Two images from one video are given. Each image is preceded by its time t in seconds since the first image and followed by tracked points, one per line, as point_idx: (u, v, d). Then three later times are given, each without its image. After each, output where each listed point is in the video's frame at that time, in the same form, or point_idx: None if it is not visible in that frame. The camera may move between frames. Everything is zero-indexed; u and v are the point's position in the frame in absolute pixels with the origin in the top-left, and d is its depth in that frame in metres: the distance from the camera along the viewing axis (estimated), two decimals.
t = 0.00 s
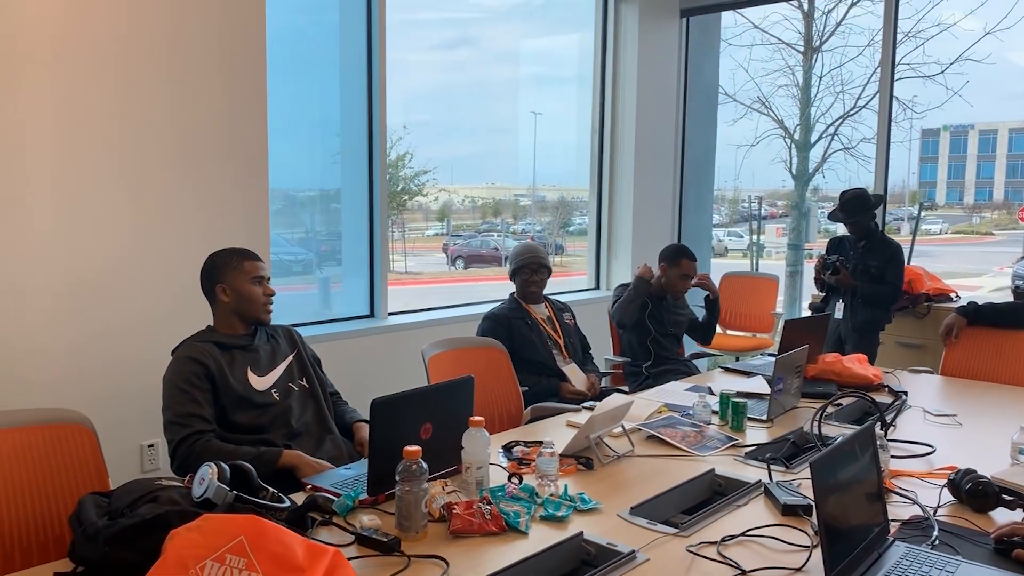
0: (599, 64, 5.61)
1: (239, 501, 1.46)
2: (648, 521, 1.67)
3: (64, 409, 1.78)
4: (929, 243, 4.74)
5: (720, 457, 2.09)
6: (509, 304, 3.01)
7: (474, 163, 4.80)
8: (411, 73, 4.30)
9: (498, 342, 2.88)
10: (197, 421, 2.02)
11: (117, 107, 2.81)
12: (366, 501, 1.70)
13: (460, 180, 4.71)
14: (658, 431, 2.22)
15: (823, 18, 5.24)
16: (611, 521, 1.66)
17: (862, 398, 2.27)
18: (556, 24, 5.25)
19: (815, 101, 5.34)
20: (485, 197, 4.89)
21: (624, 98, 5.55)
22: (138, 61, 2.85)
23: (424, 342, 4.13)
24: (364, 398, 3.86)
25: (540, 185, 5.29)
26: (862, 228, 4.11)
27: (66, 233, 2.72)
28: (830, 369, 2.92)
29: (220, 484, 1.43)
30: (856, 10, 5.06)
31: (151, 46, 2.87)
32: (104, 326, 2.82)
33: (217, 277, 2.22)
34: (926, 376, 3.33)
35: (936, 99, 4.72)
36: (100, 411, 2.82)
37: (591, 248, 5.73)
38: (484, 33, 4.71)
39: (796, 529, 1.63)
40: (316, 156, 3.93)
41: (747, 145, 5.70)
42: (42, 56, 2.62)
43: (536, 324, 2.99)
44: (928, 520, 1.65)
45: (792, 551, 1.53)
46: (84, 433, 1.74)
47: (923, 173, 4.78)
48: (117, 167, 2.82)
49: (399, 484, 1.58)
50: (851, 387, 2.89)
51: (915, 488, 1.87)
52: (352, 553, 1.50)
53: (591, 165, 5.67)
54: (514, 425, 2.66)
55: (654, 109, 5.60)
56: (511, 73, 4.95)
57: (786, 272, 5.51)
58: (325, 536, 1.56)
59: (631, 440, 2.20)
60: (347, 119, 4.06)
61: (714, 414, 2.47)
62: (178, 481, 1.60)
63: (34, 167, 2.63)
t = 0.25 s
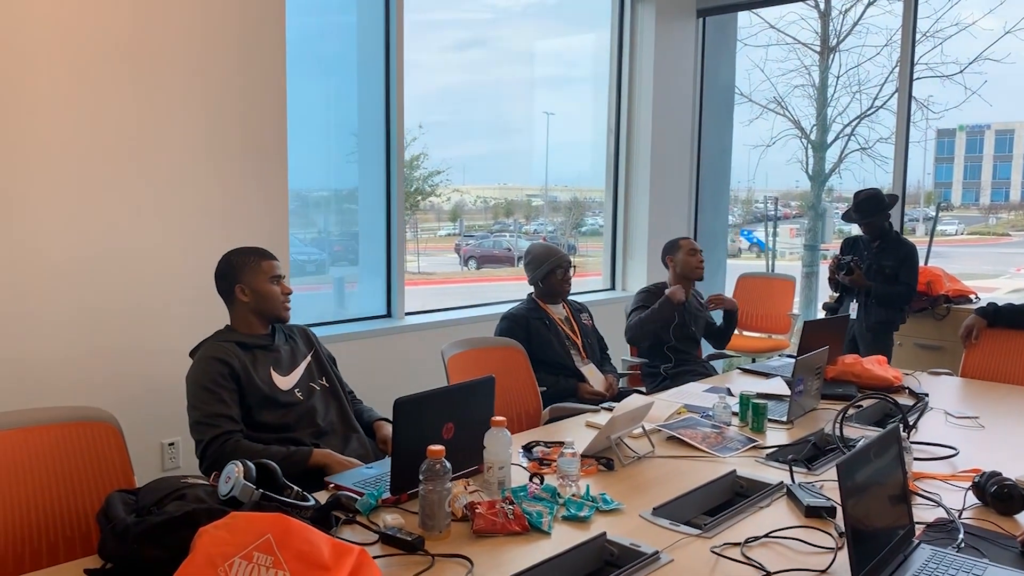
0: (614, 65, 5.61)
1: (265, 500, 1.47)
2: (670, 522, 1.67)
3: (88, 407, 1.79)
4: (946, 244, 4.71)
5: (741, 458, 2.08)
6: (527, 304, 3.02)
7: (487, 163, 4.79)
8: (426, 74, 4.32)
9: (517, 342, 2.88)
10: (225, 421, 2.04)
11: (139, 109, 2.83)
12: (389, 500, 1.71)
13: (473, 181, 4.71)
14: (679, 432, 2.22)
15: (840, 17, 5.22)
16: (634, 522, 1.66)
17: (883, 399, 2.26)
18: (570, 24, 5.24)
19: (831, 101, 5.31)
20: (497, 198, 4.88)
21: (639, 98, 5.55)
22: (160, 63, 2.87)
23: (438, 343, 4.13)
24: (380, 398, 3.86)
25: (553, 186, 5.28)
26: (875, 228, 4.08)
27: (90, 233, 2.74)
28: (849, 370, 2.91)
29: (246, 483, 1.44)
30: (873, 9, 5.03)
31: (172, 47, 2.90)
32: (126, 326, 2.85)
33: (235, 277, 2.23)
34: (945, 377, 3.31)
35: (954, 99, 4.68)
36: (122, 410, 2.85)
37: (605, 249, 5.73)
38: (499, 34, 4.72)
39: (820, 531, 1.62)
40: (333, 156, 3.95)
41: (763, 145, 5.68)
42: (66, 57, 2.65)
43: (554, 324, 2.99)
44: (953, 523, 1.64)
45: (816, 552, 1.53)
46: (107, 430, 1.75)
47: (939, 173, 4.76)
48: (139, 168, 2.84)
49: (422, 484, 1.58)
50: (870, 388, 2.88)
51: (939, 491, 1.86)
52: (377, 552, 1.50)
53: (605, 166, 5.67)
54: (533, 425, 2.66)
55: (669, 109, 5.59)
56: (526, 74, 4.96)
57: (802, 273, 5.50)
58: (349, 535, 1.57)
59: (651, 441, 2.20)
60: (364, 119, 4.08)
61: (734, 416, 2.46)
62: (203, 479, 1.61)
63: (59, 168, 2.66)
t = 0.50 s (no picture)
0: (624, 65, 5.61)
1: (284, 502, 1.48)
2: (687, 525, 1.67)
3: (103, 408, 1.79)
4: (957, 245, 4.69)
5: (756, 461, 2.08)
6: (539, 306, 3.02)
7: (494, 163, 4.77)
8: (436, 75, 4.32)
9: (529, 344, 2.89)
10: (243, 422, 2.04)
11: (154, 111, 2.84)
12: (406, 502, 1.71)
13: (482, 181, 4.70)
14: (693, 434, 2.22)
15: (851, 18, 5.20)
16: (650, 524, 1.66)
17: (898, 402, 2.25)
18: (580, 24, 5.24)
19: (842, 101, 5.30)
20: (503, 198, 4.85)
21: (650, 98, 5.54)
22: (175, 65, 2.88)
23: (447, 343, 4.11)
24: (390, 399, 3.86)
25: (560, 185, 5.24)
26: (884, 229, 4.07)
27: (105, 234, 2.75)
28: (862, 372, 2.90)
29: (265, 485, 1.44)
30: (884, 9, 5.01)
31: (187, 49, 2.91)
32: (141, 327, 2.86)
33: (251, 279, 2.23)
34: (958, 380, 3.29)
35: (966, 99, 4.66)
36: (137, 410, 2.86)
37: (615, 249, 5.72)
38: (509, 34, 4.72)
39: (837, 535, 1.62)
40: (342, 157, 3.95)
41: (773, 145, 5.67)
42: (82, 59, 2.66)
43: (566, 326, 2.99)
44: (971, 527, 1.64)
45: (834, 556, 1.53)
46: (122, 432, 1.76)
47: (947, 173, 4.75)
48: (154, 170, 2.86)
49: (439, 486, 1.59)
50: (883, 391, 2.87)
51: (956, 494, 1.85)
52: (395, 554, 1.51)
53: (615, 166, 5.66)
54: (545, 427, 2.66)
55: (680, 110, 5.58)
56: (535, 74, 4.95)
57: (812, 274, 5.48)
58: (367, 537, 1.57)
59: (666, 443, 2.20)
60: (375, 120, 4.09)
61: (747, 418, 2.46)
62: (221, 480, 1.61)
63: (75, 169, 2.67)
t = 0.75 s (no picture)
0: (633, 65, 5.60)
1: (303, 502, 1.48)
2: (704, 526, 1.67)
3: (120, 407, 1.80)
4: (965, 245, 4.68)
5: (771, 462, 2.08)
6: (551, 306, 3.02)
7: (500, 163, 4.76)
8: (444, 75, 4.33)
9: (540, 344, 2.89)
10: (254, 421, 2.05)
11: (166, 112, 2.85)
12: (422, 503, 1.72)
13: (488, 180, 4.69)
14: (707, 435, 2.22)
15: (860, 17, 5.19)
16: (667, 525, 1.66)
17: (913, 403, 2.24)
18: (587, 24, 5.23)
19: (850, 101, 5.28)
20: (507, 197, 4.83)
21: (658, 98, 5.54)
22: (187, 66, 2.89)
23: (454, 343, 4.11)
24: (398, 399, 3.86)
25: (564, 185, 5.23)
26: (894, 232, 4.05)
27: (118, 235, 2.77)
28: (874, 372, 2.90)
29: (284, 486, 1.45)
30: (893, 9, 5.00)
31: (200, 51, 2.92)
32: (153, 327, 2.87)
33: (268, 279, 2.24)
34: (970, 380, 3.28)
35: (976, 99, 4.63)
36: (149, 409, 2.87)
37: (622, 249, 5.73)
38: (517, 34, 4.72)
39: (855, 536, 1.62)
40: (350, 157, 3.96)
41: (780, 145, 5.66)
42: (96, 61, 2.68)
43: (577, 326, 2.99)
44: (989, 529, 1.63)
45: (853, 558, 1.52)
46: (128, 430, 1.75)
47: (953, 173, 4.74)
48: (166, 170, 2.87)
49: (457, 486, 1.59)
50: (896, 392, 2.86)
51: (972, 496, 1.85)
52: (413, 554, 1.51)
53: (623, 166, 5.66)
54: (558, 427, 2.66)
55: (688, 109, 5.57)
56: (542, 74, 4.95)
57: (820, 274, 5.47)
58: (385, 537, 1.58)
59: (680, 444, 2.20)
60: (384, 120, 4.09)
61: (761, 419, 2.45)
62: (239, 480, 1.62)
63: (88, 170, 2.69)
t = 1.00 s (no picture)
0: (635, 65, 5.60)
1: (307, 502, 1.47)
2: (709, 526, 1.66)
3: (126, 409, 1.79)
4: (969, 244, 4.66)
5: (776, 462, 2.07)
6: (554, 306, 3.01)
7: (502, 163, 4.75)
8: (446, 75, 4.32)
9: (544, 343, 2.88)
10: (253, 420, 2.04)
11: (168, 112, 2.85)
12: (427, 503, 1.71)
13: (489, 180, 4.67)
14: (712, 435, 2.21)
15: (862, 16, 5.18)
16: (673, 525, 1.65)
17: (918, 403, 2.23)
18: (589, 23, 5.22)
19: (853, 100, 5.27)
20: (509, 197, 4.82)
21: (660, 97, 5.54)
22: (189, 65, 2.89)
23: (457, 343, 4.10)
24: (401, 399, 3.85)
25: (566, 185, 5.21)
26: (898, 228, 4.05)
27: (120, 236, 2.76)
28: (879, 372, 2.89)
29: (288, 485, 1.44)
30: (896, 7, 4.99)
31: (202, 50, 2.91)
32: (156, 327, 2.87)
33: (277, 278, 2.24)
34: (975, 380, 3.27)
35: (979, 98, 4.62)
36: (153, 410, 2.87)
37: (625, 249, 5.72)
38: (519, 34, 4.72)
39: (862, 536, 1.61)
40: (352, 157, 3.95)
41: (783, 144, 5.65)
42: (98, 61, 2.67)
43: (581, 326, 2.98)
44: (997, 529, 1.62)
45: (860, 558, 1.51)
46: (117, 428, 1.72)
47: (955, 172, 4.73)
48: (168, 170, 2.86)
49: (462, 487, 1.58)
50: (901, 391, 2.85)
51: (979, 496, 1.84)
52: (418, 554, 1.50)
53: (626, 166, 5.65)
54: (561, 427, 2.65)
55: (690, 109, 5.56)
56: (544, 73, 4.94)
57: (823, 273, 5.46)
58: (389, 538, 1.57)
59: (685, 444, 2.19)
60: (386, 119, 4.09)
61: (765, 418, 2.44)
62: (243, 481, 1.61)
63: (91, 170, 2.68)
